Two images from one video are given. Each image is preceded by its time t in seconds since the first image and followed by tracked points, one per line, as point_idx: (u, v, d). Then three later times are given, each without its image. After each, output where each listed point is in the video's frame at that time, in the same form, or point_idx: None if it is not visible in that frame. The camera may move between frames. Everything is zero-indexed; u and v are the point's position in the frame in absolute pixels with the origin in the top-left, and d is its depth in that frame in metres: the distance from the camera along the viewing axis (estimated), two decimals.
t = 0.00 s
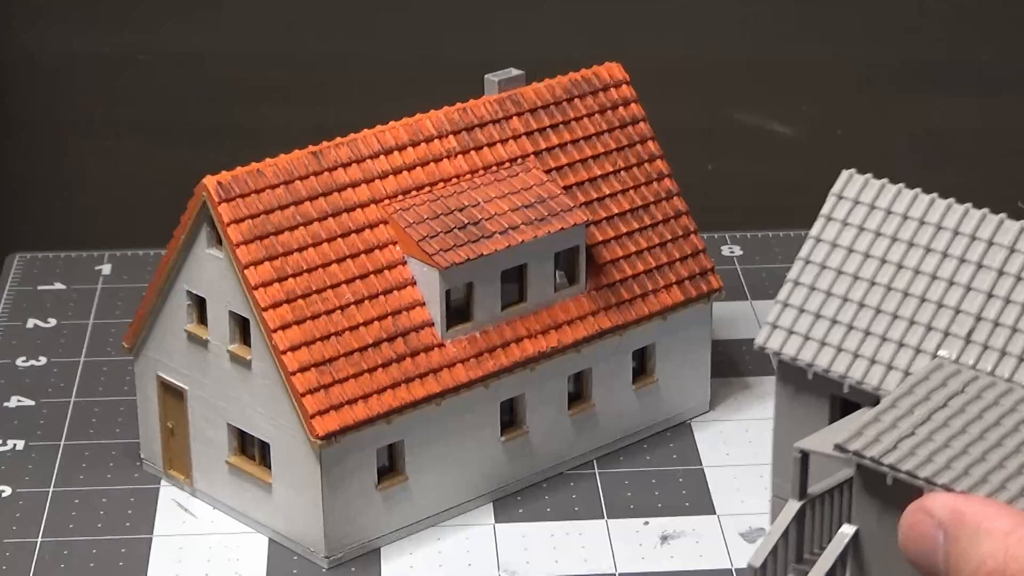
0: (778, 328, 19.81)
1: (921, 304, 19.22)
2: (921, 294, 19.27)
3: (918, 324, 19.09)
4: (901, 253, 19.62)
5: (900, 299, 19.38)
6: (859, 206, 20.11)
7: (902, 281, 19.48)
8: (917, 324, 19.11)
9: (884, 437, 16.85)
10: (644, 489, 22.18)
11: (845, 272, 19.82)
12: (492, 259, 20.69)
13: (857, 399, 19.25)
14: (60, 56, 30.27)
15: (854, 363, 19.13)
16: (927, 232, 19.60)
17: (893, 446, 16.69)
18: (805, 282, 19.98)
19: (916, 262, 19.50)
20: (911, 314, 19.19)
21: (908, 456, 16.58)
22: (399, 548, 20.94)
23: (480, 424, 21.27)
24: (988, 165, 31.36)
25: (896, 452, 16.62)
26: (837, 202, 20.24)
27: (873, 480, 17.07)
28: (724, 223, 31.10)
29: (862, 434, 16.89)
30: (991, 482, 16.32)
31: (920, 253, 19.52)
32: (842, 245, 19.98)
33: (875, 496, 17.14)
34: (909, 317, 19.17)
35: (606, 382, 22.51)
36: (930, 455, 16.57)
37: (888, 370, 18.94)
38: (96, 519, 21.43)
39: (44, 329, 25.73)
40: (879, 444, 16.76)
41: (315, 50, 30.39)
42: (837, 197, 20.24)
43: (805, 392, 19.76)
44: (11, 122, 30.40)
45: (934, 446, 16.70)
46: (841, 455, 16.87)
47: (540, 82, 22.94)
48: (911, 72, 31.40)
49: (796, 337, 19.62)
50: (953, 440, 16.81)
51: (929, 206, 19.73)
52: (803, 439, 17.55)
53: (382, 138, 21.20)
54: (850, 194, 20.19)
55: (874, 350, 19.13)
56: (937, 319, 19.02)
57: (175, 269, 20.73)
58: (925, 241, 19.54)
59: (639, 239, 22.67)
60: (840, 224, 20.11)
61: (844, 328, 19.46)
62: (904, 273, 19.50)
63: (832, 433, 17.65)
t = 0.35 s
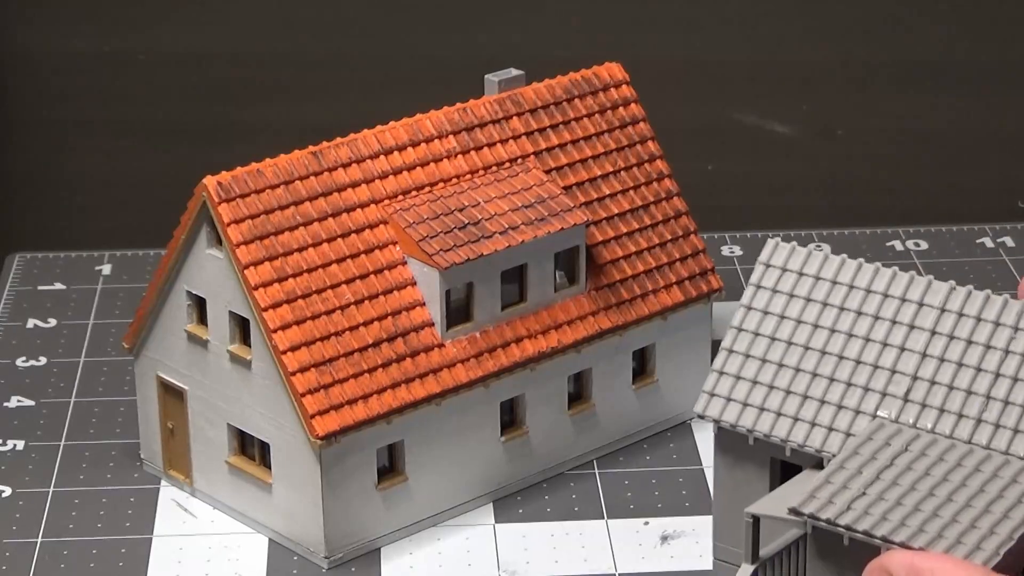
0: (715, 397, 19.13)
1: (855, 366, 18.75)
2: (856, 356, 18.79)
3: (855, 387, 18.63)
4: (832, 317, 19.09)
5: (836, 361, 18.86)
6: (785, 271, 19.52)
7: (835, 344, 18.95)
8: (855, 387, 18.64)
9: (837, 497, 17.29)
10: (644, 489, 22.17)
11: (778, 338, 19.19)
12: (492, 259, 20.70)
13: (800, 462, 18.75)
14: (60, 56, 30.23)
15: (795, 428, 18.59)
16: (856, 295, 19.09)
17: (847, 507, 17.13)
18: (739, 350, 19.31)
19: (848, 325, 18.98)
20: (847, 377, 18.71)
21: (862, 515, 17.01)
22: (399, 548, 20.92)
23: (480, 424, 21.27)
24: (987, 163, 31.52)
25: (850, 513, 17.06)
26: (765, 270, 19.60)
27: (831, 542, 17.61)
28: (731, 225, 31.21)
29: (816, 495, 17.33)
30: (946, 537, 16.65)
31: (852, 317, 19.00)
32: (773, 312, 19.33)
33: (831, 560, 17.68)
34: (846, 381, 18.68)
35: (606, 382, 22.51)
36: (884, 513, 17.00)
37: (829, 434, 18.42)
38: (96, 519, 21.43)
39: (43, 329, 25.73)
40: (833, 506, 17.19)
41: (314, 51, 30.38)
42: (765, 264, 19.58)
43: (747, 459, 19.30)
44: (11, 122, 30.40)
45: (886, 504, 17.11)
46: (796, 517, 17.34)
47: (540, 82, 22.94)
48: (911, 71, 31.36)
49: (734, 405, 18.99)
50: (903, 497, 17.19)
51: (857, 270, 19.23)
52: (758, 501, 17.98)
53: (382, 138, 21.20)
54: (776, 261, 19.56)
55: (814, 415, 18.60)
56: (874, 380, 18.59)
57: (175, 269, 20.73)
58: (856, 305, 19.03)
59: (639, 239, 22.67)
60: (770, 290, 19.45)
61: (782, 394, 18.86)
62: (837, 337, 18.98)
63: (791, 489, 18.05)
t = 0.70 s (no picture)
0: (689, 391, 19.25)
1: (830, 357, 18.92)
2: (830, 346, 18.97)
3: (832, 377, 18.80)
4: (804, 308, 19.28)
5: (810, 352, 19.03)
6: (753, 264, 19.70)
7: (808, 335, 19.12)
8: (831, 377, 18.81)
9: (826, 487, 17.36)
10: (644, 490, 22.17)
11: (750, 330, 19.35)
12: (492, 260, 20.72)
13: (777, 453, 18.90)
14: (59, 56, 30.57)
15: (772, 419, 18.74)
16: (827, 286, 19.31)
17: (837, 496, 17.22)
18: (710, 344, 19.45)
19: (819, 316, 19.17)
20: (822, 367, 18.88)
21: (853, 503, 17.12)
22: (400, 548, 20.89)
23: (480, 424, 21.26)
24: (983, 163, 31.18)
25: (841, 501, 17.16)
26: (731, 263, 19.77)
27: (821, 533, 17.65)
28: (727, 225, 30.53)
29: (805, 486, 17.37)
30: (939, 521, 16.75)
31: (823, 307, 19.20)
32: (742, 305, 19.50)
33: (821, 552, 17.73)
34: (822, 371, 18.85)
35: (606, 383, 22.50)
36: (875, 500, 17.12)
37: (807, 424, 18.58)
38: (96, 519, 21.43)
39: (44, 329, 25.74)
40: (823, 495, 17.27)
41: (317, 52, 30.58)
42: (730, 258, 19.77)
43: (721, 451, 19.40)
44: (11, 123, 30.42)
45: (876, 492, 17.21)
46: (785, 508, 17.39)
47: (540, 83, 22.94)
48: (910, 71, 31.42)
49: (709, 399, 19.10)
50: (890, 484, 17.29)
51: (825, 261, 19.44)
52: (741, 492, 18.10)
53: (382, 139, 21.19)
54: (743, 254, 19.74)
55: (790, 406, 18.76)
56: (850, 369, 18.77)
57: (175, 270, 20.72)
58: (827, 295, 19.25)
59: (639, 240, 22.67)
60: (738, 283, 19.64)
61: (757, 386, 19.00)
62: (810, 327, 19.16)
63: (771, 482, 18.12)
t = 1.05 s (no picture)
0: (658, 372, 19.67)
1: (798, 335, 19.41)
2: (797, 325, 19.45)
3: (800, 354, 19.29)
4: (770, 288, 19.76)
5: (778, 331, 19.51)
6: (717, 246, 20.20)
7: (776, 314, 19.61)
8: (799, 354, 19.30)
9: (803, 462, 17.91)
10: (644, 488, 22.18)
11: (717, 311, 19.83)
12: (492, 259, 20.74)
13: (747, 431, 19.34)
14: (62, 60, 30.31)
15: (743, 397, 19.19)
16: (791, 266, 19.81)
17: (814, 471, 17.79)
18: (678, 325, 19.92)
19: (786, 296, 19.66)
20: (790, 346, 19.37)
21: (831, 477, 17.69)
22: (401, 548, 20.89)
23: (480, 423, 21.27)
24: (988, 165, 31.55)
25: (819, 475, 17.73)
26: (696, 246, 20.29)
27: (797, 506, 18.21)
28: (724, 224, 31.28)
29: (782, 461, 17.96)
30: (918, 492, 17.35)
31: (789, 287, 19.70)
32: (709, 286, 19.99)
33: (797, 525, 18.30)
34: (791, 349, 19.34)
35: (605, 382, 22.51)
36: (852, 474, 17.69)
37: (777, 402, 19.03)
38: (97, 519, 21.45)
39: (40, 330, 25.76)
40: (800, 469, 17.84)
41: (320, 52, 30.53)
42: (695, 241, 20.27)
43: (691, 434, 19.82)
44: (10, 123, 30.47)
45: (853, 465, 17.79)
46: (764, 483, 17.97)
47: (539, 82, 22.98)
48: (911, 69, 31.35)
49: (679, 378, 19.53)
50: (865, 457, 17.87)
51: (789, 242, 19.95)
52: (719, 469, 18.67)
53: (381, 139, 21.21)
54: (707, 237, 20.25)
55: (760, 383, 19.22)
56: (818, 347, 19.26)
57: (175, 271, 20.74)
58: (792, 275, 19.74)
59: (638, 239, 22.69)
60: (703, 266, 20.14)
61: (726, 365, 19.47)
62: (778, 306, 19.65)
63: (748, 459, 18.70)
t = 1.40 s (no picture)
0: (640, 362, 20.00)
1: (777, 325, 19.61)
2: (776, 314, 19.66)
3: (780, 343, 19.50)
4: (749, 278, 19.96)
5: (757, 321, 19.73)
6: (695, 238, 20.38)
7: (755, 304, 19.82)
8: (779, 343, 19.52)
9: (787, 448, 18.17)
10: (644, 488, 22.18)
11: (697, 302, 20.06)
12: (491, 259, 20.74)
13: (728, 420, 19.62)
14: (61, 59, 30.19)
15: (723, 386, 19.49)
16: (770, 256, 19.97)
17: (799, 458, 18.04)
18: (658, 316, 20.17)
19: (765, 286, 19.85)
20: (770, 335, 19.59)
21: (816, 464, 17.93)
22: (401, 548, 20.88)
23: (480, 423, 21.26)
24: (986, 164, 31.64)
25: (804, 462, 17.98)
26: (674, 238, 20.49)
27: (784, 494, 18.40)
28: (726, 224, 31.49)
29: (766, 449, 18.23)
30: (900, 478, 17.59)
31: (768, 276, 19.88)
32: (688, 277, 20.22)
33: (782, 511, 18.51)
34: (771, 338, 19.56)
35: (605, 382, 22.51)
36: (836, 460, 17.92)
37: (759, 390, 19.33)
38: (97, 519, 21.45)
39: (40, 330, 25.75)
40: (785, 457, 18.08)
41: (319, 53, 30.50)
42: (673, 232, 20.49)
43: (671, 423, 20.13)
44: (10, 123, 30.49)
45: (837, 452, 18.02)
46: (748, 471, 18.22)
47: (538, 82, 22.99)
48: (911, 71, 31.30)
49: (660, 369, 19.85)
50: (847, 443, 18.10)
51: (766, 232, 20.10)
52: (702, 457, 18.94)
53: (381, 139, 21.20)
54: (684, 228, 20.43)
55: (741, 372, 19.51)
56: (798, 336, 19.46)
57: (175, 271, 20.74)
58: (770, 266, 19.92)
59: (638, 239, 22.68)
60: (681, 257, 20.36)
61: (707, 355, 19.75)
62: (757, 296, 19.85)
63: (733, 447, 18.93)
